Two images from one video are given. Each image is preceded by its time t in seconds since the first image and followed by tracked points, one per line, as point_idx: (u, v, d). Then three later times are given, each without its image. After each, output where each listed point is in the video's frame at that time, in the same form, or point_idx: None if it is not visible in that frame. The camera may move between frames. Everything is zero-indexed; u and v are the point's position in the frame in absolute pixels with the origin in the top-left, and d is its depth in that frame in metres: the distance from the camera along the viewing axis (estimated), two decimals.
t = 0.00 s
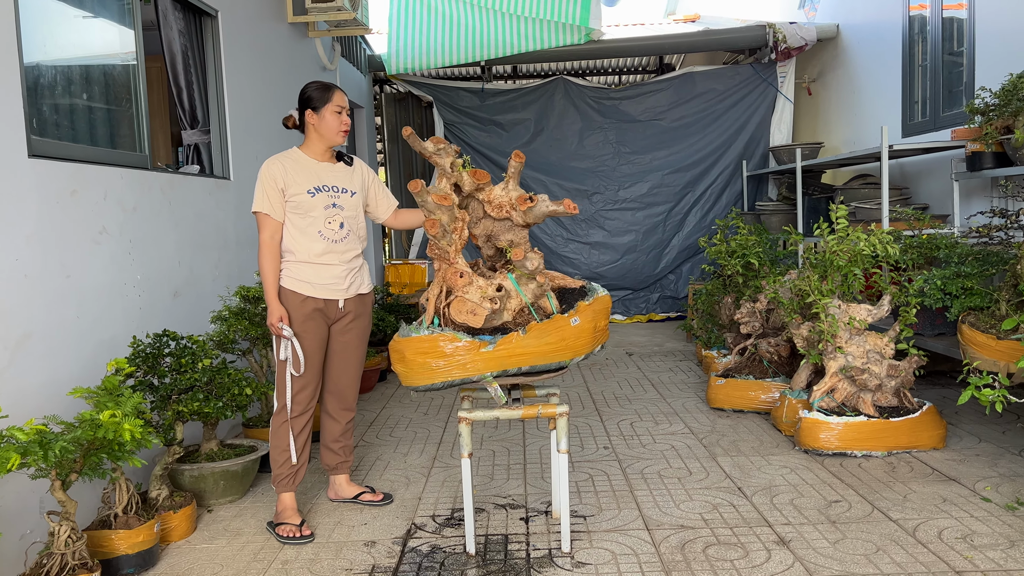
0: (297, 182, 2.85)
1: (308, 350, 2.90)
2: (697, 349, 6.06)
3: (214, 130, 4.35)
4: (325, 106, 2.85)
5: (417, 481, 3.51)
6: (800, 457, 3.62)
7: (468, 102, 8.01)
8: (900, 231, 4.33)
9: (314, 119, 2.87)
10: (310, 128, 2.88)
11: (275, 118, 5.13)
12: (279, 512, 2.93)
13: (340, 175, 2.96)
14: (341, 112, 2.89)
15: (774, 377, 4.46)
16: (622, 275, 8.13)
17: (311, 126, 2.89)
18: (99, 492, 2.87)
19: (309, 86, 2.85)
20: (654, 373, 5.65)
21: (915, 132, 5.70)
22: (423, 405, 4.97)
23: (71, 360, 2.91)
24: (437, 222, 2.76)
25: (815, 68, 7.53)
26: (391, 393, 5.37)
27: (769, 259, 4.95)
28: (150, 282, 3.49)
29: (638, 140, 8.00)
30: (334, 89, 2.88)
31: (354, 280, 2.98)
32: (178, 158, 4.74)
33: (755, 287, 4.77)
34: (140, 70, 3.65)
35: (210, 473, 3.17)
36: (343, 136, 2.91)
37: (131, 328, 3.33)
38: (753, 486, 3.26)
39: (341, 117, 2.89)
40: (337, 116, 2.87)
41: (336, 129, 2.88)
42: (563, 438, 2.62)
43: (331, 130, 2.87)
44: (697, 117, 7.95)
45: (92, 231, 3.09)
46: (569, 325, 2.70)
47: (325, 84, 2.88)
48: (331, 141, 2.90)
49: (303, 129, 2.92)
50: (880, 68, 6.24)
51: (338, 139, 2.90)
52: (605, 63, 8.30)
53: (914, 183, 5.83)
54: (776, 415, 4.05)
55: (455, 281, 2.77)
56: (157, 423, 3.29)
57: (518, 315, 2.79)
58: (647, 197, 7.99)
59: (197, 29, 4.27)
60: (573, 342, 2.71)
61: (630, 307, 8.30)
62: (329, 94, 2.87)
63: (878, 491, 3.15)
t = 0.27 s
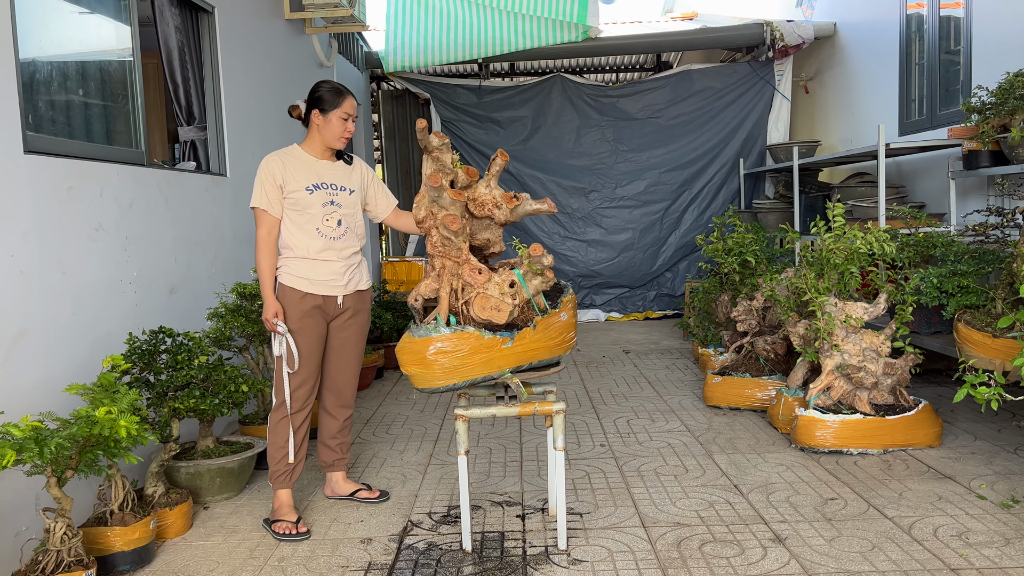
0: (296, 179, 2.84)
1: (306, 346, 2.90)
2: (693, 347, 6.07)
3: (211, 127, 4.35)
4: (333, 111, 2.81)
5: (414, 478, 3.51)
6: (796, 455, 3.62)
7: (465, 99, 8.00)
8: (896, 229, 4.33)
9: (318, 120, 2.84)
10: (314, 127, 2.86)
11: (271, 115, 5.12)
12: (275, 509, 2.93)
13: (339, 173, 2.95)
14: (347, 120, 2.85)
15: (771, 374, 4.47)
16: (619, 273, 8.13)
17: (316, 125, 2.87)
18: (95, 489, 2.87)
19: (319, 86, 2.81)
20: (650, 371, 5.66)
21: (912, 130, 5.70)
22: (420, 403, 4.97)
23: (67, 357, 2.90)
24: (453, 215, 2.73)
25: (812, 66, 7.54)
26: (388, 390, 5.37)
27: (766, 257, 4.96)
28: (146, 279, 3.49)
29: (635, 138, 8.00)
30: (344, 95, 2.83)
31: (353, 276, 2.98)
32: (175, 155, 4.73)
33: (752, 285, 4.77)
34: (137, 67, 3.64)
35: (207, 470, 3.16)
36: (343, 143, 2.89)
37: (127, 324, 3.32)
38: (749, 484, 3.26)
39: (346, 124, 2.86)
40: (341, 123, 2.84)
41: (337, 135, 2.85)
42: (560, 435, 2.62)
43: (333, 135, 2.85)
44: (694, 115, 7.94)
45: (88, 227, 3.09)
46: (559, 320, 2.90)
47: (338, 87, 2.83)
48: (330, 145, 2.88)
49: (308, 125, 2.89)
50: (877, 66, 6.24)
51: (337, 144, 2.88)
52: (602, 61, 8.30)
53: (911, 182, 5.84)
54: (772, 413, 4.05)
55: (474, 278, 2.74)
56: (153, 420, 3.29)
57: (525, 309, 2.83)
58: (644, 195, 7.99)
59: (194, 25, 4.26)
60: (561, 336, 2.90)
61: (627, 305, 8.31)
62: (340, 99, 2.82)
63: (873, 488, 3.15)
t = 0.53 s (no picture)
0: (298, 176, 2.83)
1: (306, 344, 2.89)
2: (691, 345, 6.07)
3: (209, 123, 4.34)
4: (336, 112, 2.80)
5: (411, 475, 3.51)
6: (793, 452, 3.63)
7: (463, 97, 8.00)
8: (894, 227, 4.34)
9: (320, 119, 2.84)
10: (317, 125, 2.86)
11: (269, 112, 5.12)
12: (273, 507, 2.92)
13: (340, 172, 2.95)
14: (350, 121, 2.85)
15: (768, 372, 4.48)
16: (617, 271, 8.14)
17: (319, 124, 2.86)
18: (91, 485, 2.86)
19: (325, 85, 2.80)
20: (648, 369, 5.66)
21: (909, 129, 5.71)
22: (417, 400, 4.97)
23: (64, 353, 2.90)
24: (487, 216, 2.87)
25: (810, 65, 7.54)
26: (386, 388, 5.36)
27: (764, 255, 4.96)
28: (143, 276, 3.48)
29: (633, 136, 8.00)
30: (348, 96, 2.82)
31: (352, 273, 2.98)
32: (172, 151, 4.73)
33: (749, 283, 4.77)
34: (134, 64, 3.63)
35: (204, 467, 3.16)
36: (344, 143, 2.89)
37: (124, 321, 3.31)
38: (746, 482, 3.27)
39: (348, 126, 2.85)
40: (343, 124, 2.83)
41: (338, 136, 2.85)
42: (557, 432, 2.62)
43: (334, 136, 2.85)
44: (692, 113, 7.94)
45: (86, 224, 3.08)
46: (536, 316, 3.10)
47: (344, 87, 2.82)
48: (330, 144, 2.88)
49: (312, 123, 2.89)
50: (875, 65, 6.24)
51: (338, 144, 2.88)
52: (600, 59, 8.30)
53: (908, 180, 5.84)
54: (769, 411, 4.06)
55: (498, 275, 2.89)
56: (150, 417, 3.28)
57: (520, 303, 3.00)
58: (642, 193, 8.00)
59: (191, 22, 4.25)
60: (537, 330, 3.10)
61: (625, 303, 8.31)
62: (344, 102, 2.81)
63: (870, 486, 3.16)
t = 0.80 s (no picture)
0: (309, 172, 2.83)
1: (309, 340, 2.88)
2: (689, 343, 6.08)
3: (208, 120, 4.34)
4: (332, 109, 2.80)
5: (410, 473, 3.51)
6: (791, 450, 3.63)
7: (463, 95, 8.00)
8: (892, 226, 4.34)
9: (320, 115, 2.83)
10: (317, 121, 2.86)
11: (269, 109, 5.12)
12: (273, 504, 2.91)
13: (344, 170, 2.96)
14: (347, 117, 2.83)
15: (766, 371, 4.49)
16: (615, 269, 8.14)
17: (319, 121, 2.86)
18: (90, 481, 2.86)
19: (324, 81, 2.77)
20: (646, 367, 5.66)
21: (908, 128, 5.71)
22: (416, 398, 4.97)
23: (63, 350, 2.90)
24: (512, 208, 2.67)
25: (809, 63, 7.54)
26: (384, 385, 5.37)
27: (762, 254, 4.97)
28: (142, 272, 3.48)
29: (632, 135, 8.00)
30: (347, 93, 2.79)
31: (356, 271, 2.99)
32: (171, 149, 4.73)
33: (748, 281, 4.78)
34: (133, 61, 3.63)
35: (203, 464, 3.16)
36: (343, 139, 2.88)
37: (123, 318, 3.31)
38: (744, 479, 3.27)
39: (346, 122, 2.84)
40: (339, 121, 2.82)
41: (336, 133, 2.84)
42: (556, 429, 2.63)
43: (334, 132, 2.84)
44: (692, 112, 7.95)
45: (84, 219, 3.08)
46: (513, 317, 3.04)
47: (343, 84, 2.80)
48: (329, 141, 2.87)
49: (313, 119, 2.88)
50: (874, 64, 6.25)
51: (336, 141, 2.88)
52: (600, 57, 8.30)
53: (907, 179, 5.85)
54: (767, 409, 4.06)
55: (519, 270, 2.67)
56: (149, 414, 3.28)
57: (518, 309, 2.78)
58: (641, 191, 8.00)
59: (191, 19, 4.25)
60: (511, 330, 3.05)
61: (623, 301, 8.32)
62: (341, 97, 2.78)
63: (868, 484, 3.16)
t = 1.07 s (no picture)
0: (315, 171, 2.83)
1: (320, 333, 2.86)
2: (688, 342, 6.08)
3: (208, 118, 4.33)
4: (326, 98, 2.79)
5: (409, 470, 3.51)
6: (790, 449, 3.64)
7: (462, 93, 7.99)
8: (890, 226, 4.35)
9: (315, 110, 2.83)
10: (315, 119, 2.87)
11: (268, 107, 5.11)
12: (286, 501, 2.89)
13: (348, 168, 2.96)
14: (342, 105, 2.82)
15: (765, 370, 4.49)
16: (615, 268, 8.14)
17: (316, 118, 2.86)
18: (89, 478, 2.87)
19: (316, 77, 2.80)
20: (645, 366, 5.67)
21: (908, 127, 5.72)
22: (415, 396, 4.97)
23: (63, 347, 2.90)
24: (536, 203, 2.63)
25: (808, 63, 7.54)
26: (384, 383, 5.36)
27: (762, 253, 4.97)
28: (141, 270, 3.48)
29: (632, 134, 8.00)
30: (338, 81, 2.80)
31: (359, 268, 2.99)
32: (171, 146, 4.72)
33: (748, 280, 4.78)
34: (133, 58, 3.63)
35: (202, 461, 3.16)
36: (344, 129, 2.85)
37: (122, 315, 3.31)
38: (743, 478, 3.28)
39: (343, 110, 2.82)
40: (335, 109, 2.80)
41: (334, 122, 2.82)
42: (556, 427, 2.63)
43: (331, 124, 2.83)
44: (692, 111, 7.95)
45: (84, 216, 3.07)
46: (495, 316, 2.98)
47: (332, 74, 2.81)
48: (331, 134, 2.85)
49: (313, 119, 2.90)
50: (874, 64, 6.25)
51: (337, 132, 2.85)
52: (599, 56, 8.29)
53: (906, 179, 5.85)
54: (766, 407, 4.07)
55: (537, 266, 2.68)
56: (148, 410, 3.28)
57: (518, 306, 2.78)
58: (640, 190, 8.00)
59: (191, 16, 4.25)
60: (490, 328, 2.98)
61: (622, 300, 8.32)
62: (333, 87, 2.79)
63: (867, 483, 3.17)
